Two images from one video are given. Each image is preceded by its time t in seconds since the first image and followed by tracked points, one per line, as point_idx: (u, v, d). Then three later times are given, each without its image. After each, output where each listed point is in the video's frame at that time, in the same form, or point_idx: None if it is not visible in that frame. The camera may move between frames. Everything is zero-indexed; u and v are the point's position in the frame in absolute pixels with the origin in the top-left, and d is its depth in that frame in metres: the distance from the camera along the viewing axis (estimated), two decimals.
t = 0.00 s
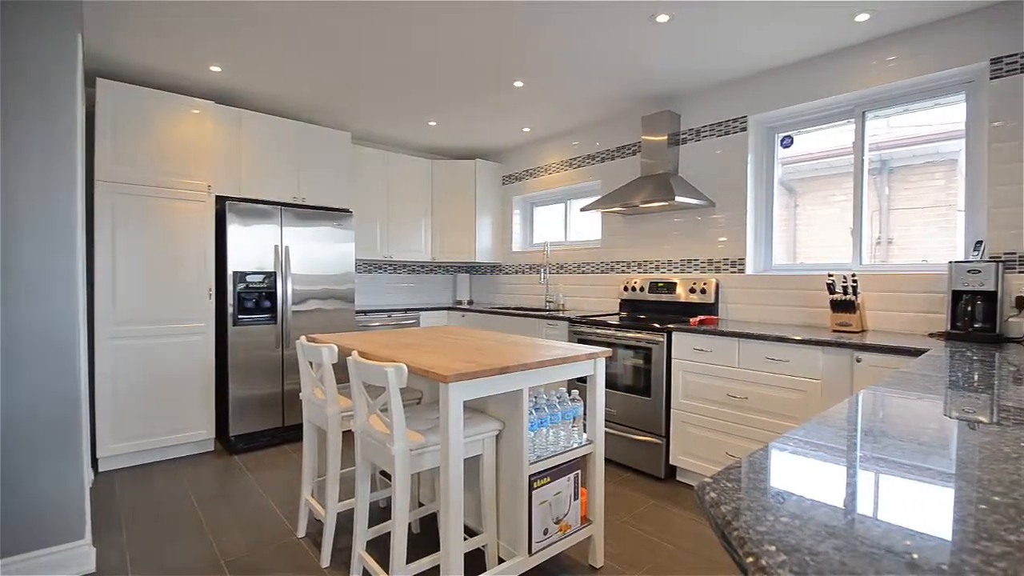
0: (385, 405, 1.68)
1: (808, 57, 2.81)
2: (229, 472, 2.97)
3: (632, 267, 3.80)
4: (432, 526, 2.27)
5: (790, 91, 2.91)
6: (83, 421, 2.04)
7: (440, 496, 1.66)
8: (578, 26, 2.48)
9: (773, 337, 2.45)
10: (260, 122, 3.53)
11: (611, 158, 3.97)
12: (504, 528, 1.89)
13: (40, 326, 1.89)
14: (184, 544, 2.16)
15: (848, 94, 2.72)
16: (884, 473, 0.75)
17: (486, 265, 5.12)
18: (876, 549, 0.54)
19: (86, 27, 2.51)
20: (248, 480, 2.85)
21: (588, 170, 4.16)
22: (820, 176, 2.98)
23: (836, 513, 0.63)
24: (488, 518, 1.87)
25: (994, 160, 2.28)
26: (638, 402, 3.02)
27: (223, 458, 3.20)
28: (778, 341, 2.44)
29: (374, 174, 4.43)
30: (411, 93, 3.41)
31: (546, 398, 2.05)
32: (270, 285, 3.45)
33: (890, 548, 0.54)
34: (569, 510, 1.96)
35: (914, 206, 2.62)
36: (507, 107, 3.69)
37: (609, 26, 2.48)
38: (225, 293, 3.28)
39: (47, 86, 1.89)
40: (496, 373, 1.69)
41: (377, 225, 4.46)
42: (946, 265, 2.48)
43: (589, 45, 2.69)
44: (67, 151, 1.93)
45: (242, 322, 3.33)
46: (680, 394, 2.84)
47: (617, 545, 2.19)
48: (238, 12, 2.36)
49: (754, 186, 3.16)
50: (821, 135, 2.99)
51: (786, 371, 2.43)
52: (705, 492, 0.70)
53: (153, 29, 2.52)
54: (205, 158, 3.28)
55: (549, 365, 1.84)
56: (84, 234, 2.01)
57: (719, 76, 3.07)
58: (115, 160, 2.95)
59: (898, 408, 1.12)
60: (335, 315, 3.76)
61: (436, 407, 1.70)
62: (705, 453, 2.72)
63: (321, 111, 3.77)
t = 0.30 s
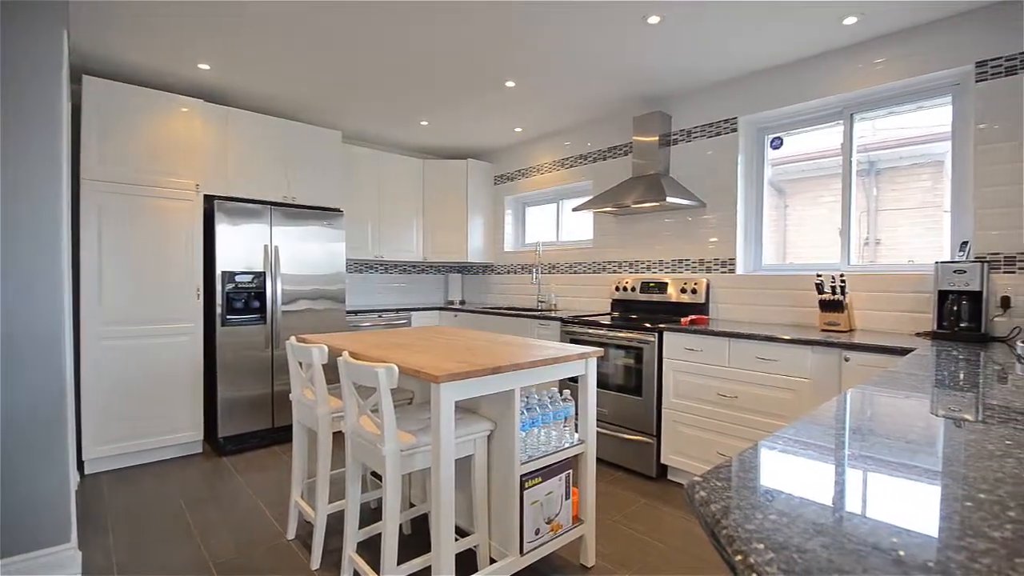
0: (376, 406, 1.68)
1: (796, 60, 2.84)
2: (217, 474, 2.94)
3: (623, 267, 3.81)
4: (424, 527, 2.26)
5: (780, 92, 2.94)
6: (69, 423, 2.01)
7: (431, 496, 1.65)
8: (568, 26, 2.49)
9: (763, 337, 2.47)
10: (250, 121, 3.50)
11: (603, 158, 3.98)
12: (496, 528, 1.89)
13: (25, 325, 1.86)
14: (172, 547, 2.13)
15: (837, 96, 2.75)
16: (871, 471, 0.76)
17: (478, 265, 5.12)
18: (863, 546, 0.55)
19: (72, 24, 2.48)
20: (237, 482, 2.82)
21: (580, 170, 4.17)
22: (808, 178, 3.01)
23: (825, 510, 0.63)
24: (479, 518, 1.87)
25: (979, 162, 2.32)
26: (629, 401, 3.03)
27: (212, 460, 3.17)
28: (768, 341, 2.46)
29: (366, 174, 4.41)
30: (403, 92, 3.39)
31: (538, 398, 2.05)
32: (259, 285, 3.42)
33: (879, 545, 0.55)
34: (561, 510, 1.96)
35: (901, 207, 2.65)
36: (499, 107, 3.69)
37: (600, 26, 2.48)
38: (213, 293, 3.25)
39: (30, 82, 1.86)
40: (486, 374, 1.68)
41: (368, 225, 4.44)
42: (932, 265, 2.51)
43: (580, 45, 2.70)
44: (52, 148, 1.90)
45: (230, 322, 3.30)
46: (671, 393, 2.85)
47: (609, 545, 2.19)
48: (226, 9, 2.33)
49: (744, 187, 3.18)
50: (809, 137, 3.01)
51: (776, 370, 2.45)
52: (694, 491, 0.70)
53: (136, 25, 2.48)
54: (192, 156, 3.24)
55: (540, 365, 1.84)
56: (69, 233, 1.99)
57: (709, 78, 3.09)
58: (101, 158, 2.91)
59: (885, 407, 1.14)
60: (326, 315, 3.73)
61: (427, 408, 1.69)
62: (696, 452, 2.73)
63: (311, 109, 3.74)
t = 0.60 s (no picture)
0: (367, 406, 1.67)
1: (786, 62, 2.86)
2: (206, 475, 2.91)
3: (615, 267, 3.82)
4: (415, 528, 2.25)
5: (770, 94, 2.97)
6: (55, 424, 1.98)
7: (423, 496, 1.65)
8: (560, 27, 2.49)
9: (754, 336, 2.49)
10: (239, 119, 3.47)
11: (595, 159, 3.99)
12: (488, 529, 1.89)
13: (9, 325, 1.83)
14: (160, 550, 2.11)
15: (826, 97, 2.78)
16: (859, 468, 0.77)
17: (470, 265, 5.11)
18: (851, 543, 0.55)
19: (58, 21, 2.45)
20: (226, 484, 2.80)
21: (572, 170, 4.17)
22: (798, 179, 3.04)
23: (814, 508, 0.64)
24: (471, 518, 1.86)
25: (964, 163, 2.35)
26: (621, 400, 3.03)
27: (201, 462, 3.14)
28: (758, 341, 2.48)
29: (357, 173, 4.39)
30: (395, 91, 3.38)
31: (530, 398, 2.05)
32: (249, 285, 3.39)
33: (867, 543, 0.55)
34: (552, 509, 1.96)
35: (889, 208, 2.68)
36: (492, 107, 3.68)
37: (592, 26, 2.49)
38: (202, 293, 3.22)
39: (15, 78, 1.83)
40: (477, 374, 1.68)
41: (359, 225, 4.42)
42: (919, 265, 2.54)
43: (572, 46, 2.70)
44: (37, 144, 1.87)
45: (219, 323, 3.27)
46: (663, 393, 2.87)
47: (600, 544, 2.20)
48: (215, 7, 2.31)
49: (735, 187, 3.20)
50: (799, 138, 3.04)
51: (766, 370, 2.47)
52: (684, 489, 0.71)
53: (124, 22, 2.45)
54: (181, 155, 3.21)
55: (532, 364, 1.84)
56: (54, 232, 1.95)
57: (700, 79, 3.11)
58: (87, 156, 2.87)
59: (874, 405, 1.15)
60: (317, 315, 3.71)
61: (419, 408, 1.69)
62: (687, 450, 2.75)
63: (302, 108, 3.72)
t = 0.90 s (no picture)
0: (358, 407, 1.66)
1: (775, 64, 2.89)
2: (195, 477, 2.88)
3: (607, 267, 3.83)
4: (407, 529, 2.24)
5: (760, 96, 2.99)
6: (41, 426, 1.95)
7: (414, 497, 1.64)
8: (552, 27, 2.50)
9: (745, 336, 2.50)
10: (229, 118, 3.44)
11: (587, 159, 4.00)
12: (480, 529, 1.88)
13: None
14: (148, 553, 2.08)
15: (815, 99, 2.80)
16: (847, 466, 0.77)
17: (462, 265, 5.10)
18: (839, 541, 0.56)
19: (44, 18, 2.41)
20: (216, 486, 2.77)
21: (564, 170, 4.18)
22: (788, 180, 3.06)
23: (803, 506, 0.64)
24: (463, 519, 1.86)
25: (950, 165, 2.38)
26: (614, 400, 3.04)
27: (190, 464, 3.11)
28: (749, 340, 2.50)
29: (348, 173, 4.36)
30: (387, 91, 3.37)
31: (523, 398, 2.05)
32: (239, 285, 3.36)
33: (855, 540, 0.56)
34: (545, 509, 1.96)
35: (877, 209, 2.71)
36: (484, 107, 3.68)
37: (584, 27, 2.49)
38: (191, 293, 3.19)
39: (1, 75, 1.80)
40: (469, 374, 1.67)
41: (350, 224, 4.40)
42: (907, 265, 2.57)
43: (564, 47, 2.71)
44: (23, 143, 1.84)
45: (209, 323, 3.24)
46: (654, 392, 2.88)
47: (593, 543, 2.20)
48: (205, 5, 2.29)
49: (726, 188, 3.22)
50: (789, 139, 3.07)
51: (757, 369, 2.48)
52: (675, 489, 0.71)
53: (112, 20, 2.43)
54: (170, 153, 3.17)
55: (524, 365, 1.84)
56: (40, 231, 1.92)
57: (691, 80, 3.13)
58: (74, 154, 2.83)
59: (862, 404, 1.16)
60: (307, 315, 3.69)
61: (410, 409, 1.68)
62: (679, 450, 2.76)
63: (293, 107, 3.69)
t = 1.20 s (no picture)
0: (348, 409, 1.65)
1: (765, 65, 2.91)
2: (184, 479, 2.86)
3: (599, 267, 3.84)
4: (399, 530, 2.23)
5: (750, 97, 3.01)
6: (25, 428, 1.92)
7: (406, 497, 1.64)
8: (545, 28, 2.50)
9: (735, 336, 2.52)
10: (218, 117, 3.40)
11: (579, 159, 4.00)
12: (472, 529, 1.88)
13: None
14: (135, 556, 2.06)
15: (804, 101, 2.83)
16: (836, 465, 0.78)
17: (454, 265, 5.09)
18: (828, 539, 0.56)
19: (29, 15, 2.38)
20: (205, 487, 2.75)
21: (557, 171, 4.18)
22: (778, 180, 3.08)
23: (792, 504, 0.64)
24: (455, 519, 1.85)
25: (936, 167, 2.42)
26: (605, 399, 3.05)
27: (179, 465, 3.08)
28: (739, 340, 2.51)
29: (340, 172, 4.34)
30: (378, 90, 3.36)
31: (515, 398, 2.05)
32: (228, 285, 3.33)
33: (843, 537, 0.56)
34: (537, 509, 1.96)
35: (865, 209, 2.74)
36: (476, 106, 3.68)
37: (576, 28, 2.50)
38: (179, 294, 3.15)
39: None
40: (460, 374, 1.67)
41: (341, 224, 4.37)
42: (894, 265, 2.60)
43: (556, 47, 2.72)
44: (7, 141, 1.81)
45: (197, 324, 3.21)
46: (646, 392, 2.89)
47: (584, 542, 2.21)
48: (194, 3, 2.27)
49: (716, 188, 3.24)
50: (779, 140, 3.09)
51: (747, 368, 2.50)
52: (665, 488, 0.71)
53: (99, 17, 2.40)
54: (158, 152, 3.14)
55: (516, 365, 1.84)
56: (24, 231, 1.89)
57: (682, 81, 3.15)
58: (59, 153, 2.79)
59: (851, 403, 1.17)
60: (298, 315, 3.66)
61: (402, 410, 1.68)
62: (670, 449, 2.77)
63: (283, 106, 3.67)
